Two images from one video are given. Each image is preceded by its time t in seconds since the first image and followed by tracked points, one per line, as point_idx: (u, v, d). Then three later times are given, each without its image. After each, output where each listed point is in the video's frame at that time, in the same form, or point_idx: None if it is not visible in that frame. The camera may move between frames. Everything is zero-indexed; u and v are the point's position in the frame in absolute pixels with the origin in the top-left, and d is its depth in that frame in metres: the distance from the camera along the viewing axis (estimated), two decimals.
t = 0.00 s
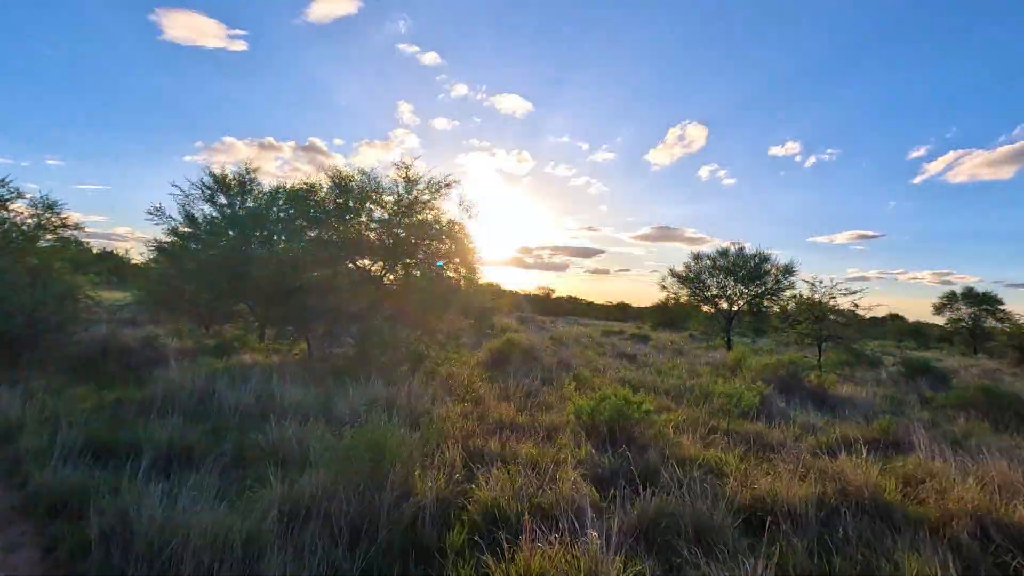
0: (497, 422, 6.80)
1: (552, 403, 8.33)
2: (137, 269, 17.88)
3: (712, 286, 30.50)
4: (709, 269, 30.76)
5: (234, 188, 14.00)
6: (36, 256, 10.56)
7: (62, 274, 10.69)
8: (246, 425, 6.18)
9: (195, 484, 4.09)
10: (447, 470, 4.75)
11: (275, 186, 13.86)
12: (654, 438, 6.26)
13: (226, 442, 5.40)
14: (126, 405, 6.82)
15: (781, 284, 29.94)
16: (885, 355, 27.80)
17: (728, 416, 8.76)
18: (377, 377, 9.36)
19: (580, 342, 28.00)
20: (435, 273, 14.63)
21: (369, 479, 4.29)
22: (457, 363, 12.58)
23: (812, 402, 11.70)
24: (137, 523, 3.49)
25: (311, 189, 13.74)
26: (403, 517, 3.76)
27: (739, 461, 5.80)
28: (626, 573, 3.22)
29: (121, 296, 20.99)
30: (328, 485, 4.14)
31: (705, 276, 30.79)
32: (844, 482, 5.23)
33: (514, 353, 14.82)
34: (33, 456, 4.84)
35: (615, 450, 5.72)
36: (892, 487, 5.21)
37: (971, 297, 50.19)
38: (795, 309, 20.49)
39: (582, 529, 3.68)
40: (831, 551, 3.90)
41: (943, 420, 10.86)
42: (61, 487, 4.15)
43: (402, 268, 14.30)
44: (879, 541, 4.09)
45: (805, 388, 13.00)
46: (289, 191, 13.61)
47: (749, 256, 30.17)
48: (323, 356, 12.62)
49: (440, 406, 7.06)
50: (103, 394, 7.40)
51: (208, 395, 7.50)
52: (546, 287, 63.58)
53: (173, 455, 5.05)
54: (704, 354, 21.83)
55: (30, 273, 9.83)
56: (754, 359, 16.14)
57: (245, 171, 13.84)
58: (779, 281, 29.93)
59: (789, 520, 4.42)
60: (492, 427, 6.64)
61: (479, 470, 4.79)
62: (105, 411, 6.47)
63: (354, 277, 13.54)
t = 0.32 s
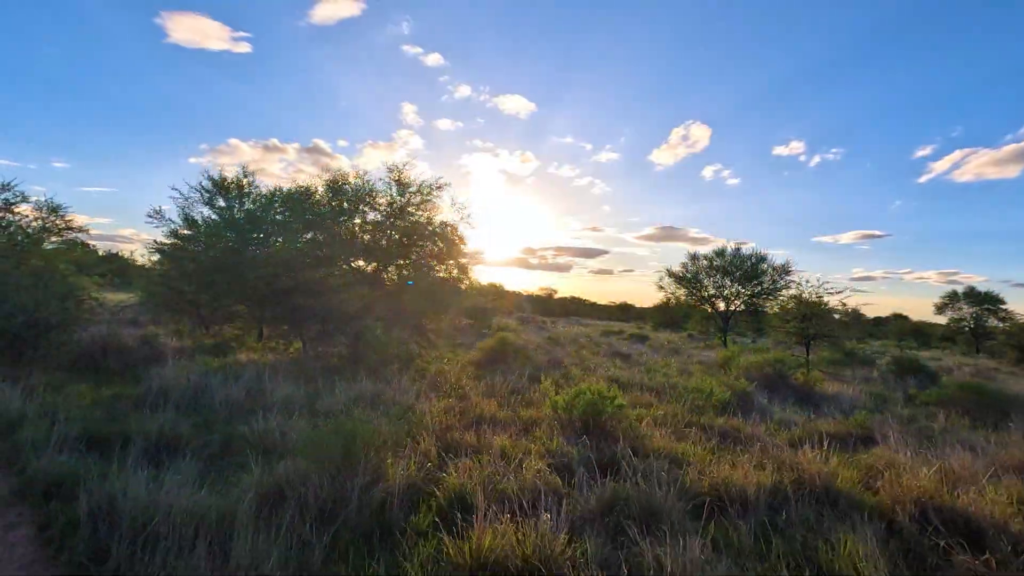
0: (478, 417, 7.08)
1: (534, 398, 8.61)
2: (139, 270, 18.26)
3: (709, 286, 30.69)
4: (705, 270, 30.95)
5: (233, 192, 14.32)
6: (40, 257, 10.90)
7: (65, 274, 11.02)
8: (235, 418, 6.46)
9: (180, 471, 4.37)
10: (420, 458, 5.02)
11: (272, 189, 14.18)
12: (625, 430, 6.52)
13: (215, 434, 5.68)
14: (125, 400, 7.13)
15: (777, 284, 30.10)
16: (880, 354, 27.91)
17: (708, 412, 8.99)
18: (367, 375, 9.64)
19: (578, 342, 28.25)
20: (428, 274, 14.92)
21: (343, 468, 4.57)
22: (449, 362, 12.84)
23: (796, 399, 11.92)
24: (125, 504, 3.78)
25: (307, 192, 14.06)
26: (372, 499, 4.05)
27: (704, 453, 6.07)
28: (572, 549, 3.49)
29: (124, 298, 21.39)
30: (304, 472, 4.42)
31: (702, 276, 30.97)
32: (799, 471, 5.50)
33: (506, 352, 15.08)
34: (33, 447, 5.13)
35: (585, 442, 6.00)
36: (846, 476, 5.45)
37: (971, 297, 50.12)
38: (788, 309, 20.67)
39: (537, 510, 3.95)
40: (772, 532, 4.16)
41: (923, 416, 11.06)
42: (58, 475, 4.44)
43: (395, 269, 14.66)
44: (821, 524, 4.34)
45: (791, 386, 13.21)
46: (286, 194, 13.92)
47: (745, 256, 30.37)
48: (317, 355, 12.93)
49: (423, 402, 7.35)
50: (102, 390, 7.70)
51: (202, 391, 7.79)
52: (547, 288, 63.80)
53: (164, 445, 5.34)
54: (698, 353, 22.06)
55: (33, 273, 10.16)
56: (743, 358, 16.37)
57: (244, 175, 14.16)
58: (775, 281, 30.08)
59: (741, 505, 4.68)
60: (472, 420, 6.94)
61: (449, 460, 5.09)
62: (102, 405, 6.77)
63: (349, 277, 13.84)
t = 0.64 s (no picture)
0: (458, 411, 7.39)
1: (517, 394, 8.90)
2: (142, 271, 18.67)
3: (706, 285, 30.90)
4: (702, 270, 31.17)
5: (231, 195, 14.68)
6: (44, 260, 11.26)
7: (70, 276, 11.40)
8: (226, 412, 6.79)
9: (169, 459, 4.69)
10: (396, 448, 5.34)
11: (269, 192, 14.53)
12: (598, 424, 6.82)
13: (206, 427, 6.01)
14: (123, 396, 7.47)
15: (773, 283, 30.30)
16: (875, 352, 28.08)
17: (686, 408, 9.28)
18: (357, 371, 9.96)
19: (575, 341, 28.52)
20: (421, 274, 15.25)
21: (321, 456, 4.87)
22: (441, 360, 13.16)
23: (779, 396, 12.18)
24: (115, 488, 4.09)
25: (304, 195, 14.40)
26: (342, 482, 4.36)
27: (671, 444, 6.35)
28: (524, 527, 3.79)
29: (127, 299, 21.81)
30: (285, 459, 4.74)
31: (699, 276, 31.21)
32: (758, 460, 5.78)
33: (498, 351, 15.38)
34: (34, 438, 5.46)
35: (557, 434, 6.29)
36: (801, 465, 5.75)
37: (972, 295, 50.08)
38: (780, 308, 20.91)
39: (497, 493, 4.25)
40: (719, 514, 4.45)
41: (902, 412, 11.32)
42: (56, 464, 4.76)
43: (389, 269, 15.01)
44: (767, 507, 4.63)
45: (776, 383, 13.47)
46: (283, 197, 14.27)
47: (741, 256, 30.59)
48: (312, 354, 13.28)
49: (407, 397, 7.66)
50: (101, 387, 8.04)
51: (197, 387, 8.12)
52: (548, 288, 64.09)
53: (157, 436, 5.67)
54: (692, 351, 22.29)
55: (37, 275, 10.52)
56: (733, 356, 16.62)
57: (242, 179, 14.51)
58: (771, 281, 30.29)
59: (697, 491, 4.96)
60: (451, 414, 7.24)
61: (422, 449, 5.39)
62: (101, 401, 7.10)
63: (344, 278, 14.18)
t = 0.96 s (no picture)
0: (440, 406, 7.69)
1: (501, 389, 9.18)
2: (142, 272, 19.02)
3: (702, 285, 31.10)
4: (698, 270, 31.41)
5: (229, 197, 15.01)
6: (47, 261, 11.60)
7: (72, 276, 11.74)
8: (216, 406, 7.09)
9: (159, 448, 4.99)
10: (375, 438, 5.64)
11: (266, 194, 14.86)
12: (573, 417, 7.11)
13: (197, 419, 6.31)
14: (121, 391, 7.80)
15: (769, 283, 30.49)
16: (870, 352, 28.25)
17: (665, 404, 9.55)
18: (348, 369, 10.26)
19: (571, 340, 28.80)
20: (414, 275, 15.53)
21: (302, 445, 5.18)
22: (432, 358, 13.46)
23: (762, 393, 12.43)
24: (107, 473, 4.39)
25: (299, 197, 14.72)
26: (321, 470, 4.68)
27: (640, 436, 6.64)
28: (485, 509, 4.09)
29: (129, 299, 22.19)
30: (268, 448, 5.04)
31: (694, 276, 31.45)
32: (722, 452, 6.05)
33: (490, 350, 15.67)
34: (33, 428, 5.78)
35: (531, 427, 6.58)
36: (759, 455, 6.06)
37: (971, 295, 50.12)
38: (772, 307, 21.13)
39: (464, 479, 4.55)
40: (673, 498, 4.74)
41: (881, 408, 11.57)
42: (53, 452, 5.07)
43: (382, 270, 15.31)
44: (720, 493, 4.91)
45: (762, 381, 13.72)
46: (279, 200, 14.60)
47: (736, 256, 30.79)
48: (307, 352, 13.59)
49: (392, 393, 7.97)
50: (100, 383, 8.36)
51: (191, 383, 8.42)
52: (550, 287, 64.28)
53: (149, 427, 5.97)
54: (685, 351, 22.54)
55: (40, 276, 10.87)
56: (723, 354, 16.85)
57: (240, 181, 14.84)
58: (767, 281, 30.49)
59: (656, 479, 5.25)
60: (434, 407, 7.54)
61: (399, 440, 5.68)
62: (99, 396, 7.42)
63: (338, 278, 14.48)
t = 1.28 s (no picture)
0: (423, 400, 7.98)
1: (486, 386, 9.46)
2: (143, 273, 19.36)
3: (698, 286, 31.34)
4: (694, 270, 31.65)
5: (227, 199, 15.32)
6: (49, 262, 11.92)
7: (73, 276, 12.08)
8: (208, 400, 7.38)
9: (150, 438, 5.28)
10: (356, 429, 5.93)
11: (263, 197, 15.17)
12: (549, 412, 7.39)
13: (188, 413, 6.60)
14: (118, 387, 8.10)
15: (764, 283, 30.71)
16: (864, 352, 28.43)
17: (646, 400, 9.82)
18: (339, 366, 10.55)
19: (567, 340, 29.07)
20: (408, 275, 15.82)
21: (284, 435, 5.46)
22: (423, 356, 13.76)
23: (746, 391, 12.67)
24: (99, 460, 4.68)
25: (295, 199, 15.02)
26: (300, 458, 4.96)
27: (611, 429, 6.91)
28: (451, 493, 4.37)
29: (131, 299, 22.55)
30: (252, 438, 5.33)
31: (690, 276, 31.69)
32: (688, 444, 6.32)
33: (481, 349, 15.95)
34: (32, 420, 6.08)
35: (508, 420, 6.86)
36: (723, 446, 6.34)
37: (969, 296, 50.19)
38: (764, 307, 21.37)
39: (434, 466, 4.83)
40: (633, 486, 5.01)
41: (861, 405, 11.83)
42: (50, 442, 5.37)
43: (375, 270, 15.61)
44: (680, 480, 5.18)
45: (747, 379, 13.97)
46: (276, 202, 14.92)
47: (732, 256, 31.01)
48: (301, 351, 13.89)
49: (378, 388, 8.26)
50: (99, 379, 8.68)
51: (185, 380, 8.72)
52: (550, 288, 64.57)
53: (142, 419, 6.27)
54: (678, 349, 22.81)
55: (41, 276, 11.19)
56: (712, 353, 17.10)
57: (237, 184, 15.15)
58: (761, 281, 30.71)
59: (621, 468, 5.53)
60: (417, 402, 7.83)
61: (378, 431, 5.96)
62: (97, 391, 7.73)
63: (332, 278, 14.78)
